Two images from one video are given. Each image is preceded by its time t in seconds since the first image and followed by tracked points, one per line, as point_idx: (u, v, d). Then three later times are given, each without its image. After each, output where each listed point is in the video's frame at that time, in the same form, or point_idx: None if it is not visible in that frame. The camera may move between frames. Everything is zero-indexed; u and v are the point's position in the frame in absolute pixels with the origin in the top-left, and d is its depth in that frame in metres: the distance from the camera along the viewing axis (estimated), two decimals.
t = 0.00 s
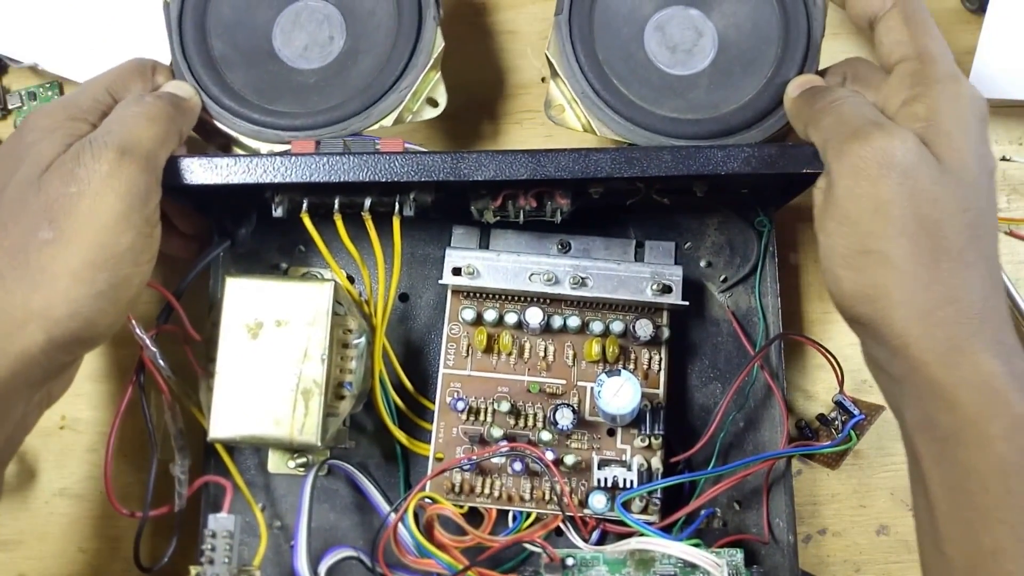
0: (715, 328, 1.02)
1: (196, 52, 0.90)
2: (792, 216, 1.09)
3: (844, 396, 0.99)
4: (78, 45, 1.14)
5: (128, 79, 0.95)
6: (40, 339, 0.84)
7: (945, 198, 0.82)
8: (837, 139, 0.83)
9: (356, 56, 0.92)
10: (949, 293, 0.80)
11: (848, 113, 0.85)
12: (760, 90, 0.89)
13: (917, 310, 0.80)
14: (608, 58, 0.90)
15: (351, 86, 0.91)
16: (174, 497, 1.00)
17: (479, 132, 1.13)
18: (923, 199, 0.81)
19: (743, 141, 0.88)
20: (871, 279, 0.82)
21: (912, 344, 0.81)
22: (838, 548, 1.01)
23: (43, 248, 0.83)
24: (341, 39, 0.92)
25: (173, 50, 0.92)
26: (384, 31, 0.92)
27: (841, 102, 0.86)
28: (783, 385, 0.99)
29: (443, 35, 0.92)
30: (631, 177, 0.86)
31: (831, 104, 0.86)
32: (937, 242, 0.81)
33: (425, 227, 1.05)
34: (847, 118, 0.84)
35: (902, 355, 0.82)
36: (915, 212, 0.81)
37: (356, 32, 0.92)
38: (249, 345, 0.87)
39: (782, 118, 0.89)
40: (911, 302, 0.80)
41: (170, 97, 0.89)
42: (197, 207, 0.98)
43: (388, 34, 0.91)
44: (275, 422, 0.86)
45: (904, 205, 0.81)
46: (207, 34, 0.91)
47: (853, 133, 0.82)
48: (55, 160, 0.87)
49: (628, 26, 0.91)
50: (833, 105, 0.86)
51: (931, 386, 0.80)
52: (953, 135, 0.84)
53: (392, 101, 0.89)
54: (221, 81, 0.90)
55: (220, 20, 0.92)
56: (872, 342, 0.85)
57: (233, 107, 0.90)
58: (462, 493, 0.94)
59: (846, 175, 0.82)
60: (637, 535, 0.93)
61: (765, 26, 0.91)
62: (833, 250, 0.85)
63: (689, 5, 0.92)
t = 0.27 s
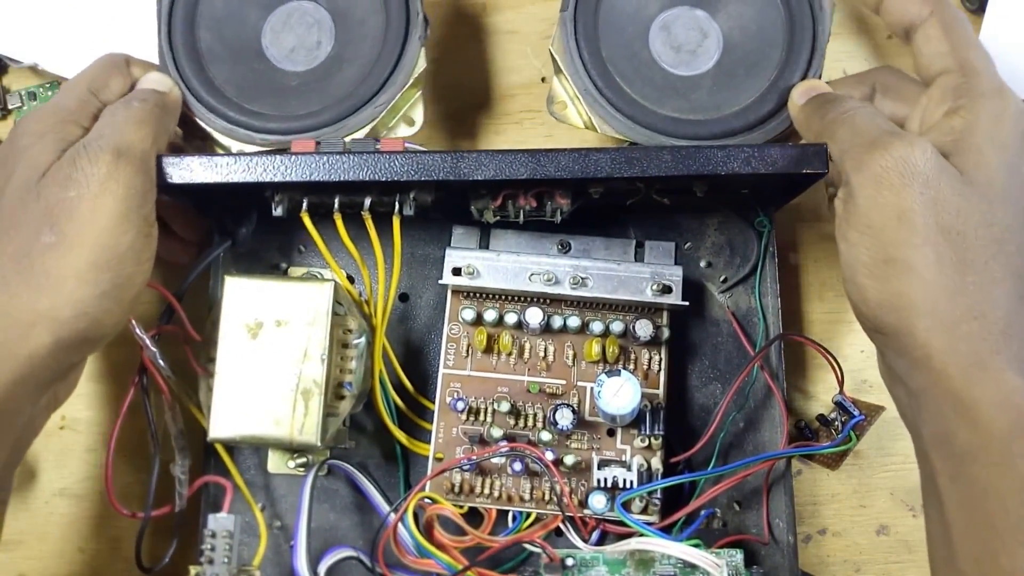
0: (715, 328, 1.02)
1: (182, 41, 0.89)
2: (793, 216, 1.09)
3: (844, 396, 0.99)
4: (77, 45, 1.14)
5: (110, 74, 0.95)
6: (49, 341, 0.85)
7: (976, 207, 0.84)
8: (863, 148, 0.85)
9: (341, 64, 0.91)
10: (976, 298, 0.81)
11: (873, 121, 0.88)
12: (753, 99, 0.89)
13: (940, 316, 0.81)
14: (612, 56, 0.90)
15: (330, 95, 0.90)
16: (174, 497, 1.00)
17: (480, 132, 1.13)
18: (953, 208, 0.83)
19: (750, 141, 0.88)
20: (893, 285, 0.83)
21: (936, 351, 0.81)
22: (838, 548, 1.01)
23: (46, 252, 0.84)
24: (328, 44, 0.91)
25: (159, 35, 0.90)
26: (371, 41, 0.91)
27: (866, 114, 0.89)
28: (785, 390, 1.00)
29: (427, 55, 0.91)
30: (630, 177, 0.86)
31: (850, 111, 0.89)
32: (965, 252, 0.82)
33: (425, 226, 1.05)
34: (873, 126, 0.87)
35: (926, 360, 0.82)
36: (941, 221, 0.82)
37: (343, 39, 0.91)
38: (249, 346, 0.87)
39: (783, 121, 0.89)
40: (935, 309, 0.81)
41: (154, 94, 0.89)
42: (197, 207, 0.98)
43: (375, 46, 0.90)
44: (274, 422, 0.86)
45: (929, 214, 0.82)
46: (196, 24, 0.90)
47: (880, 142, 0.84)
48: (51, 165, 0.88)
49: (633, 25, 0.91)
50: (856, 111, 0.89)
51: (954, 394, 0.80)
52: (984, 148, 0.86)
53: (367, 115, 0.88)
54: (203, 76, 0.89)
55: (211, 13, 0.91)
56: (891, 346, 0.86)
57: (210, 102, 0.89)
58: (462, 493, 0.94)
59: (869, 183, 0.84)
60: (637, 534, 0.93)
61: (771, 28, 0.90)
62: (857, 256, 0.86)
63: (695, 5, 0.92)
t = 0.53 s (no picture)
0: (715, 328, 1.02)
1: (177, 39, 0.90)
2: (792, 217, 1.09)
3: (844, 396, 0.99)
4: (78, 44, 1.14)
5: (97, 72, 0.95)
6: (51, 344, 0.85)
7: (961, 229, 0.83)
8: (848, 157, 0.85)
9: (333, 68, 0.91)
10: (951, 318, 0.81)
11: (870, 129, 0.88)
12: (754, 103, 0.89)
13: (917, 332, 0.81)
14: (618, 61, 0.90)
15: (320, 99, 0.90)
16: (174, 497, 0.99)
17: (480, 132, 1.13)
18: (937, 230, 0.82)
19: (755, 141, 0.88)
20: (872, 297, 0.84)
21: (909, 368, 0.82)
22: (838, 548, 1.01)
23: (47, 255, 0.84)
24: (323, 47, 0.92)
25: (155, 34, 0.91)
26: (365, 47, 0.91)
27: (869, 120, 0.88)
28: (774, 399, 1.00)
29: (419, 65, 0.91)
30: (631, 176, 0.86)
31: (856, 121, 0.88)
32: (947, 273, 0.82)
33: (425, 226, 1.05)
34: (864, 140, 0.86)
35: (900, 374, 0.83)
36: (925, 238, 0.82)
37: (339, 44, 0.91)
38: (248, 346, 0.87)
39: (785, 124, 0.89)
40: (911, 325, 0.82)
41: (147, 92, 0.89)
42: (197, 208, 0.98)
43: (368, 52, 0.90)
44: (274, 422, 0.86)
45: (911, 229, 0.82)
46: (191, 21, 0.90)
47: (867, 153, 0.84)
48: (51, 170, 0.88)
49: (637, 28, 0.91)
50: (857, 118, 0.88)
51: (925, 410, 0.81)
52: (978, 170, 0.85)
53: (356, 121, 0.88)
54: (195, 70, 0.89)
55: (207, 9, 0.91)
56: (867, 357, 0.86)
57: (202, 100, 0.89)
58: (462, 493, 0.94)
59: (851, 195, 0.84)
60: (637, 534, 0.93)
61: (773, 29, 0.91)
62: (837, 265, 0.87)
63: (697, 7, 0.92)
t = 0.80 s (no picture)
0: (718, 329, 1.01)
1: (173, 36, 0.88)
2: (795, 215, 1.08)
3: (847, 398, 1.00)
4: (78, 45, 1.14)
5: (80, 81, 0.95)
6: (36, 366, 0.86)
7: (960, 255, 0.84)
8: (853, 206, 0.90)
9: (331, 66, 0.89)
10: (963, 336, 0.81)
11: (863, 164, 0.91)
12: (753, 102, 0.87)
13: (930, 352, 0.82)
14: (618, 58, 0.89)
15: (318, 98, 0.88)
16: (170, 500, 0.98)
17: (480, 130, 1.11)
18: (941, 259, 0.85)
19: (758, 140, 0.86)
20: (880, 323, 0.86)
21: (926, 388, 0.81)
22: (842, 551, 1.00)
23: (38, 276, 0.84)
24: (321, 44, 0.90)
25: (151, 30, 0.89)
26: (363, 43, 0.89)
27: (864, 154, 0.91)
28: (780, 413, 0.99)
29: (419, 64, 0.89)
30: (632, 175, 0.86)
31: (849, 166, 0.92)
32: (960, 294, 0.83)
33: (425, 225, 1.04)
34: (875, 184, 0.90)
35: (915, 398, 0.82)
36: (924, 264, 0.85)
37: (337, 42, 0.90)
38: (245, 346, 0.86)
39: (791, 122, 0.86)
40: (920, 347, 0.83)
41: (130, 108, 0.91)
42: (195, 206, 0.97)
43: (367, 50, 0.89)
44: (270, 424, 0.85)
45: (913, 257, 0.85)
46: (188, 17, 0.89)
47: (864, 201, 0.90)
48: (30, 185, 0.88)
49: (637, 24, 0.90)
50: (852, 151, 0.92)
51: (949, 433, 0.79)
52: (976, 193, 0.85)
53: (353, 119, 0.87)
54: (192, 68, 0.88)
55: (203, 6, 0.89)
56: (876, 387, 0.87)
57: (198, 97, 0.87)
58: (462, 496, 0.93)
59: (853, 241, 0.90)
60: (639, 537, 0.92)
61: (776, 25, 0.89)
62: (851, 299, 0.89)
63: (698, 4, 0.91)
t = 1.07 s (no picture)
0: (716, 328, 1.02)
1: (174, 37, 0.89)
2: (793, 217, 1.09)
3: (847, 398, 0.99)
4: (80, 46, 1.15)
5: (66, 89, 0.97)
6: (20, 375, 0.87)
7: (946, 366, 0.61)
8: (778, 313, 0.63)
9: (333, 67, 0.90)
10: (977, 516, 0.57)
11: (745, 264, 0.63)
12: (750, 103, 0.88)
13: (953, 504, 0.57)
14: (617, 59, 0.90)
15: (319, 99, 0.89)
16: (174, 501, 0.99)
17: (480, 131, 1.12)
18: None
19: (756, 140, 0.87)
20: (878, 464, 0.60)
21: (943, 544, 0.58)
22: (839, 549, 1.00)
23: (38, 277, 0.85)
24: (322, 45, 0.91)
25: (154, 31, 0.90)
26: (364, 45, 0.90)
27: (789, 249, 0.62)
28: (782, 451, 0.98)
29: (419, 65, 0.90)
30: (631, 175, 0.87)
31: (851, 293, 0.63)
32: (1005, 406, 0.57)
33: (426, 226, 1.05)
34: (833, 307, 0.62)
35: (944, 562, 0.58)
36: (884, 388, 0.60)
37: (338, 43, 0.91)
38: (248, 346, 0.87)
39: (790, 122, 0.87)
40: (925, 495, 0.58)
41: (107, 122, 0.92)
42: (196, 207, 0.98)
43: (369, 51, 0.90)
44: (272, 423, 0.85)
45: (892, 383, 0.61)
46: (190, 19, 0.89)
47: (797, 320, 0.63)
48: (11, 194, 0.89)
49: (637, 26, 0.91)
50: (755, 258, 0.63)
51: None
52: (960, 275, 0.61)
53: (355, 121, 0.88)
54: (194, 69, 0.88)
55: (205, 8, 0.90)
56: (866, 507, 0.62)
57: (200, 98, 0.88)
58: (462, 494, 0.94)
59: (828, 351, 0.62)
60: (637, 535, 0.93)
61: (774, 27, 0.90)
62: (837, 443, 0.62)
63: (698, 5, 0.92)
